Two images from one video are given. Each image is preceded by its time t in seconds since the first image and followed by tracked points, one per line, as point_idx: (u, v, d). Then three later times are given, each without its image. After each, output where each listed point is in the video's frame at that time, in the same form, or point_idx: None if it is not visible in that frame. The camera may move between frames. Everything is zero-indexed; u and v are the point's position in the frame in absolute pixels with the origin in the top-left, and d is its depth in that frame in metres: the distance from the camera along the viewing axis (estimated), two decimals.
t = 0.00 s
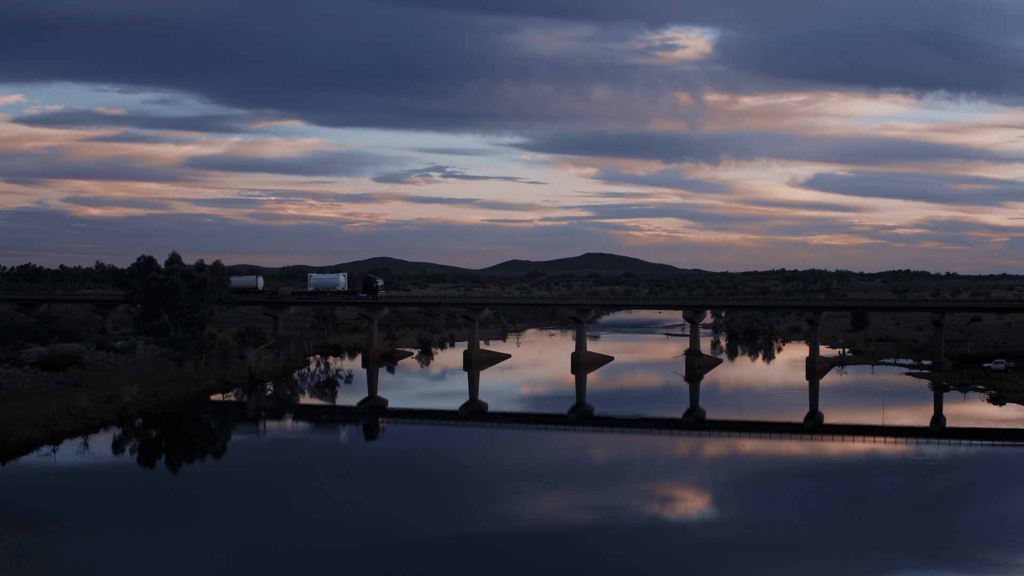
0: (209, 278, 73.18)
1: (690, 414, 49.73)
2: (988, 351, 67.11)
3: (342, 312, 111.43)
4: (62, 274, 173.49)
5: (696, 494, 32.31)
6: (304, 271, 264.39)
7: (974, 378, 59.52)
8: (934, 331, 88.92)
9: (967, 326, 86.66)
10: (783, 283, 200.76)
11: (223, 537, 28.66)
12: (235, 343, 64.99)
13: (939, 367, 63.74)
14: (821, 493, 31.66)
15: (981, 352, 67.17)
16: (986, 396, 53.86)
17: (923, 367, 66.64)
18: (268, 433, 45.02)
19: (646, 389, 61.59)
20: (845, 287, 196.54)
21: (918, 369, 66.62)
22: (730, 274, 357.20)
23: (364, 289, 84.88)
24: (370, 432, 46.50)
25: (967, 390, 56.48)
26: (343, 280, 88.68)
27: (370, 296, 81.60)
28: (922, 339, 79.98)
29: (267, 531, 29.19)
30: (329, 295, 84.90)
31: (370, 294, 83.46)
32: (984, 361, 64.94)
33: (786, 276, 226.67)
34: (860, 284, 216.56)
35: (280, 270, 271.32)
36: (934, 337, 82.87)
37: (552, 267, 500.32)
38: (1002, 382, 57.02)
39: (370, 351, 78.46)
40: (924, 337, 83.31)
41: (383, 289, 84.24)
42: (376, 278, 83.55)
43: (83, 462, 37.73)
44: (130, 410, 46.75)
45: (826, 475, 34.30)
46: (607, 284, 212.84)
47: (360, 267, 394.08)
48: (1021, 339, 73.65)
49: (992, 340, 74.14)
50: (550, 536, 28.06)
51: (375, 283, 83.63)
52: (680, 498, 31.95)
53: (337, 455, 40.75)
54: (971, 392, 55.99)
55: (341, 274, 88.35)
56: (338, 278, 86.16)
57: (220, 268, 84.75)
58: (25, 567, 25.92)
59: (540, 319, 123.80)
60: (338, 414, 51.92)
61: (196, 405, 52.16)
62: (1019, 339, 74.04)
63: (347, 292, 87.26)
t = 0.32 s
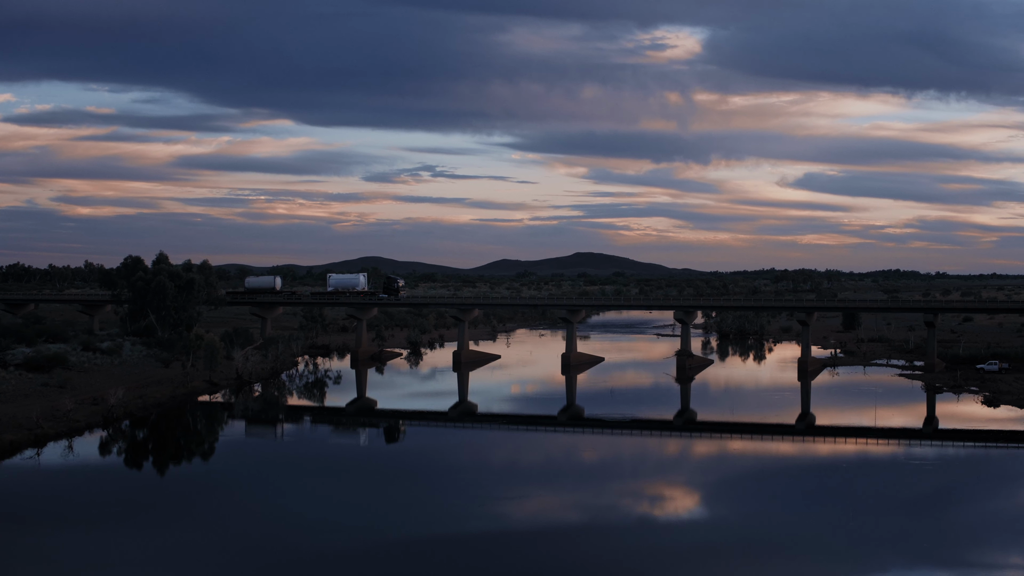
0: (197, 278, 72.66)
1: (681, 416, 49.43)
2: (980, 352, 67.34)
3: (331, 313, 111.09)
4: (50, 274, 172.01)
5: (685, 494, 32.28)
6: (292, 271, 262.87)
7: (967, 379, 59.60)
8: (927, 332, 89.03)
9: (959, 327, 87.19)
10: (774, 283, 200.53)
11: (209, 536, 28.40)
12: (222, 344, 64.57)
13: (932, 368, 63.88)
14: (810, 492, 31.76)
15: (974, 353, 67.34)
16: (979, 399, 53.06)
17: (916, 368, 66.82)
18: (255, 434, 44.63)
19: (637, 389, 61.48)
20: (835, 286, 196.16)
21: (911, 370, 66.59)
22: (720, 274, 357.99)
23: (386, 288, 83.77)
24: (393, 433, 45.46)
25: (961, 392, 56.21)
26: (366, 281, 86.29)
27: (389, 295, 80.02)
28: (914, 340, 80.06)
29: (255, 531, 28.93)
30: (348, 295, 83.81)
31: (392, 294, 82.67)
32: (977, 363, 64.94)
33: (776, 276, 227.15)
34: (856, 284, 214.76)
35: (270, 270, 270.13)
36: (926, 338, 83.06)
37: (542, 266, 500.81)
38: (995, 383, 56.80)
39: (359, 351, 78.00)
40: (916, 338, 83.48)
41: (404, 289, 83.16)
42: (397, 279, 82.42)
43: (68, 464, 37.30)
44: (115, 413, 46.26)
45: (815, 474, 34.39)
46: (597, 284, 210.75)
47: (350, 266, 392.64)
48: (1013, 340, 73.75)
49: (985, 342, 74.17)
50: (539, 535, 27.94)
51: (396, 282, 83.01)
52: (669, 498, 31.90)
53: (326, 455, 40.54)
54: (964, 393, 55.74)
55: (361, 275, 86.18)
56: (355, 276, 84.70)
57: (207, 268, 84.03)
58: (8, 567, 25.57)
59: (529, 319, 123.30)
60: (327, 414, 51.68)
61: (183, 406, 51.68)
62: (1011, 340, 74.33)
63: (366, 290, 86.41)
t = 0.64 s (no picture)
0: (184, 278, 72.04)
1: (672, 417, 49.03)
2: (972, 353, 67.40)
3: (319, 313, 110.51)
4: (37, 273, 170.19)
5: (674, 493, 32.20)
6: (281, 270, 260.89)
7: (961, 380, 59.31)
8: (918, 332, 89.32)
9: (950, 327, 87.30)
10: (763, 283, 199.12)
11: (195, 535, 28.14)
12: (208, 345, 63.99)
13: (924, 368, 63.75)
14: (799, 491, 31.74)
15: (966, 354, 67.30)
16: (973, 400, 52.44)
17: (908, 369, 66.62)
18: (244, 436, 44.19)
19: (626, 388, 61.23)
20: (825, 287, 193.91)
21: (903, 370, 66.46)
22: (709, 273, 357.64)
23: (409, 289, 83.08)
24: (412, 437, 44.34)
25: (954, 393, 55.78)
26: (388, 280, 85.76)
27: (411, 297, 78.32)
28: (905, 340, 80.19)
29: (244, 530, 28.65)
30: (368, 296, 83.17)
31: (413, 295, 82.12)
32: (970, 364, 64.78)
33: (766, 276, 227.15)
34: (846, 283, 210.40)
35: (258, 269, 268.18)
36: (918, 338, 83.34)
37: (532, 266, 500.34)
38: (988, 384, 56.28)
39: (347, 352, 77.51)
40: (908, 338, 83.66)
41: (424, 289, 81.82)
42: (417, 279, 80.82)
43: (52, 465, 36.72)
44: (99, 415, 45.66)
45: (803, 473, 34.37)
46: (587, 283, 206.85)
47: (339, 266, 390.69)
48: (1004, 341, 73.94)
49: (976, 342, 74.36)
50: (528, 535, 27.77)
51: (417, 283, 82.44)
52: (658, 497, 31.82)
53: (314, 454, 40.20)
54: (957, 394, 55.33)
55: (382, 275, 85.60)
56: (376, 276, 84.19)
57: (194, 268, 83.36)
58: None
59: (519, 319, 122.83)
60: (315, 415, 51.27)
61: (168, 408, 51.11)
62: (1003, 340, 74.49)
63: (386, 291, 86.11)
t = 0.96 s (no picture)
0: (169, 280, 71.54)
1: (661, 418, 48.94)
2: (963, 356, 67.34)
3: (306, 314, 110.14)
4: (22, 274, 168.98)
5: (662, 493, 32.24)
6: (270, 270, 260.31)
7: (953, 384, 58.60)
8: (909, 334, 89.61)
9: (939, 329, 87.67)
10: (752, 284, 201.79)
11: (179, 535, 27.85)
12: (194, 347, 63.44)
13: (916, 371, 63.27)
14: (786, 491, 31.84)
15: (958, 357, 67.04)
16: (966, 403, 52.00)
17: (900, 372, 66.02)
18: (227, 437, 43.78)
19: (614, 389, 61.34)
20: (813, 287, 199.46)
21: (895, 373, 65.90)
22: (698, 273, 359.03)
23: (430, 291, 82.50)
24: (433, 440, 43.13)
25: (947, 396, 55.36)
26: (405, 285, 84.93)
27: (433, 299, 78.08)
28: (896, 342, 80.38)
29: (228, 531, 28.37)
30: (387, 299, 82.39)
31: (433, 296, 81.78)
32: (962, 367, 64.51)
33: (754, 276, 229.30)
34: (834, 284, 217.22)
35: (246, 270, 267.43)
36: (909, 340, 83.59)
37: (520, 266, 501.40)
38: (981, 388, 55.68)
39: (334, 353, 77.04)
40: (898, 340, 83.87)
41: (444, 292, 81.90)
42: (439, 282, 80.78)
43: (34, 468, 36.20)
44: (81, 419, 45.10)
45: (790, 473, 34.51)
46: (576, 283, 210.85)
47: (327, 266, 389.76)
48: (995, 343, 74.17)
49: (967, 345, 74.58)
50: (515, 535, 27.68)
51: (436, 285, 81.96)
52: (646, 497, 31.84)
53: (301, 455, 39.97)
54: (950, 397, 54.91)
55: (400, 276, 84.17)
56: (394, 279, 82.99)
57: (180, 269, 82.71)
58: None
59: (508, 319, 122.76)
60: (300, 417, 50.79)
61: (152, 411, 50.57)
62: (994, 342, 74.71)
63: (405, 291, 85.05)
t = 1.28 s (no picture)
0: (154, 281, 70.88)
1: (650, 421, 48.40)
2: (956, 358, 66.85)
3: (293, 315, 109.66)
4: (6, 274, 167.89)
5: (650, 494, 32.25)
6: (258, 270, 259.65)
7: (946, 388, 57.77)
8: (900, 336, 89.83)
9: (929, 331, 88.12)
10: (741, 284, 205.04)
11: (164, 536, 27.56)
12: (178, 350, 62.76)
13: (909, 375, 62.77)
14: (773, 492, 31.92)
15: (950, 359, 66.63)
16: (960, 407, 51.27)
17: (891, 374, 65.40)
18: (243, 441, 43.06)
19: (601, 389, 61.81)
20: (802, 286, 205.30)
21: (887, 376, 65.50)
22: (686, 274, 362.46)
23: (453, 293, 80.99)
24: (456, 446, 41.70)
25: (939, 400, 54.70)
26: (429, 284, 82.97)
27: (454, 300, 77.57)
28: (887, 344, 80.47)
29: (214, 532, 28.08)
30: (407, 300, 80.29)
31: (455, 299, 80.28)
32: (955, 370, 64.00)
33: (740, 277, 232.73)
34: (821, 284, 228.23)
35: (233, 271, 267.05)
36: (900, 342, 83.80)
37: (508, 267, 502.99)
38: (974, 391, 54.95)
39: (321, 355, 76.42)
40: (890, 341, 83.97)
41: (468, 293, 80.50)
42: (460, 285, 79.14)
43: (15, 472, 35.57)
44: (63, 423, 44.37)
45: (778, 474, 34.63)
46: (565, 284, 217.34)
47: (315, 266, 389.02)
48: (986, 346, 74.22)
49: (957, 347, 74.70)
50: (503, 536, 27.59)
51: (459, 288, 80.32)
52: (634, 498, 31.84)
53: (288, 456, 39.66)
54: (942, 401, 54.18)
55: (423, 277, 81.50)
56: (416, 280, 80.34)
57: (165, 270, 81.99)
58: None
59: (497, 321, 122.68)
60: (285, 420, 50.19)
61: (135, 415, 49.86)
62: (985, 345, 74.93)
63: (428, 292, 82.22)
